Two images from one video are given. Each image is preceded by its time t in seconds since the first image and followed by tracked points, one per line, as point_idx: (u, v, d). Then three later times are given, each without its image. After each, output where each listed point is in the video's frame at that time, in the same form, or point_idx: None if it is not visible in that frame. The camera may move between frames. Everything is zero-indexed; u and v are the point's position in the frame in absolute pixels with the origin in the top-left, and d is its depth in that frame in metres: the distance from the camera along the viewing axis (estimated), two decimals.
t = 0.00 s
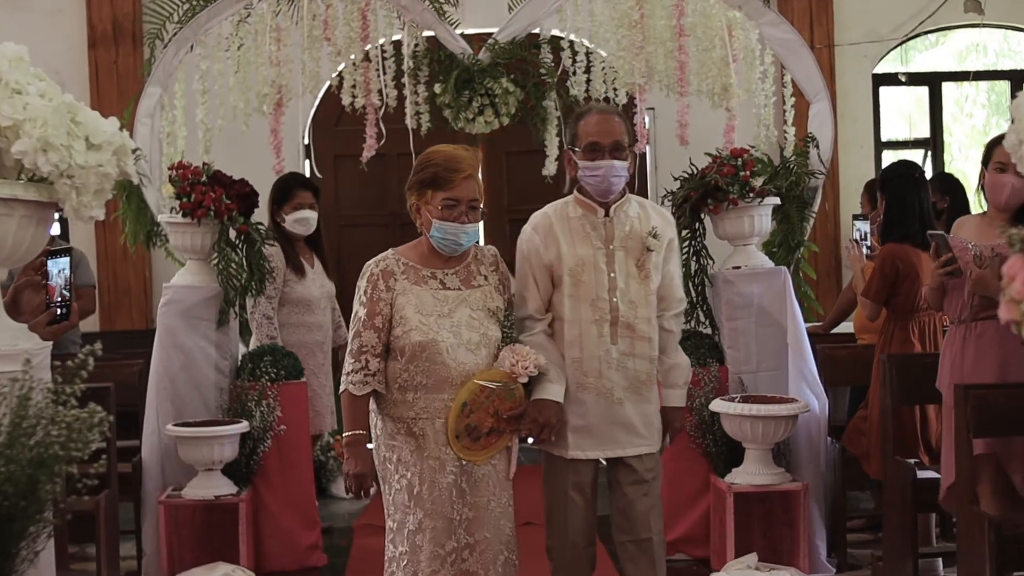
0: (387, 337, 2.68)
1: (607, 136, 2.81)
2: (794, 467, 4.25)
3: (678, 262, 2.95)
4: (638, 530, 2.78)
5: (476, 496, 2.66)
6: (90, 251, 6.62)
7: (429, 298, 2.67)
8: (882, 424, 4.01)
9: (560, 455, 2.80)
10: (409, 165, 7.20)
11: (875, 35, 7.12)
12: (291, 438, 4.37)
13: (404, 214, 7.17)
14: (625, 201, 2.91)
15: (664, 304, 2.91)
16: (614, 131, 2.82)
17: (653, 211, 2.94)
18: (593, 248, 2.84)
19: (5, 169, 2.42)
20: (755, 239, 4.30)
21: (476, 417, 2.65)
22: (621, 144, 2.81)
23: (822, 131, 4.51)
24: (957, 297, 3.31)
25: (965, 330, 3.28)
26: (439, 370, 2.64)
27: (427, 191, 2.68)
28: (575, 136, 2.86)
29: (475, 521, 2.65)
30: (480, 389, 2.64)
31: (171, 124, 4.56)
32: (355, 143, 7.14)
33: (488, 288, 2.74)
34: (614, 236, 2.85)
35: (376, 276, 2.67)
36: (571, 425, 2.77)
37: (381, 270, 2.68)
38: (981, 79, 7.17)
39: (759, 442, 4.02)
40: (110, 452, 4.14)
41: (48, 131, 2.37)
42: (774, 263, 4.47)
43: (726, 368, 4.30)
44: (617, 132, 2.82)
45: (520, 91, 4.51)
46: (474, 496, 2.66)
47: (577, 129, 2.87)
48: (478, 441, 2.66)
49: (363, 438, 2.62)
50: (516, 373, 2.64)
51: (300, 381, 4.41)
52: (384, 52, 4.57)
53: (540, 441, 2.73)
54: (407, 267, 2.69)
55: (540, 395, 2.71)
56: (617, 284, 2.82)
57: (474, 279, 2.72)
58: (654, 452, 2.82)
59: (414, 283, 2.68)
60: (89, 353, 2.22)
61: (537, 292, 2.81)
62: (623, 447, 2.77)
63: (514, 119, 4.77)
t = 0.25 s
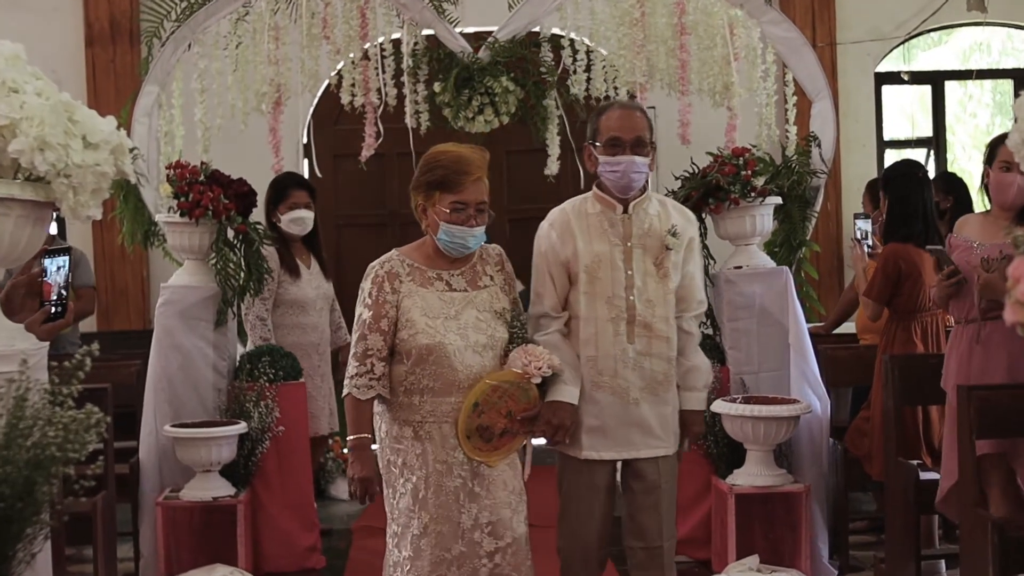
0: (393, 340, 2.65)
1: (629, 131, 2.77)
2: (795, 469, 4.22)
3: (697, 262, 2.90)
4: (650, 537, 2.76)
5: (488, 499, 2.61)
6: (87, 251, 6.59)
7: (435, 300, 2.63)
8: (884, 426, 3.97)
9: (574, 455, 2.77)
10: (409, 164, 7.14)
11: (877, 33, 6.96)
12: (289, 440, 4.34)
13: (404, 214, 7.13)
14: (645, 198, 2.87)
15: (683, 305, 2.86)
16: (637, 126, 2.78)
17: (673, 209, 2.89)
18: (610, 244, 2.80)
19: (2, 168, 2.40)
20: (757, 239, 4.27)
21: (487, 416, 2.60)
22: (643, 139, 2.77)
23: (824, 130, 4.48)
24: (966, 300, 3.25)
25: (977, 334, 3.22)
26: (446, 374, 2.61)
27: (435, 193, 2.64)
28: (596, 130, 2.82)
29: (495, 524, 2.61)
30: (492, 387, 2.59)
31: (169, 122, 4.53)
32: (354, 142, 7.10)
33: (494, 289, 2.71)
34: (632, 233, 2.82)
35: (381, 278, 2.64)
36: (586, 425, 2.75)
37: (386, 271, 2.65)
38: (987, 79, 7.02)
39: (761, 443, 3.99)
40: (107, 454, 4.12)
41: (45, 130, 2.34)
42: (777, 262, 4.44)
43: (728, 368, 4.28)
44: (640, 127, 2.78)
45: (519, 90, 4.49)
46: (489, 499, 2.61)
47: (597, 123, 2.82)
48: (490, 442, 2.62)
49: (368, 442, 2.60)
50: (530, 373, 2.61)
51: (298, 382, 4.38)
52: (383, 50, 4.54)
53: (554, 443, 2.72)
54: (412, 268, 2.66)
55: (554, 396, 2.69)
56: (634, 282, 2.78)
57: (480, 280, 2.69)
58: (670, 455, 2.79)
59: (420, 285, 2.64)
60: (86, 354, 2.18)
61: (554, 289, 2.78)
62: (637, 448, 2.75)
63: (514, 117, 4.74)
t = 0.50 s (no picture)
0: (407, 338, 2.63)
1: (646, 128, 2.73)
2: (796, 471, 4.19)
3: (714, 261, 2.84)
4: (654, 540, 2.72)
5: (501, 501, 2.59)
6: (84, 250, 6.56)
7: (449, 298, 2.61)
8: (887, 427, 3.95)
9: (583, 457, 2.71)
10: (408, 164, 7.11)
11: (879, 32, 6.91)
12: (288, 441, 4.30)
13: (404, 213, 7.10)
14: (660, 197, 2.82)
15: (698, 305, 2.81)
16: (655, 123, 2.74)
17: (688, 208, 2.84)
18: (625, 242, 2.75)
19: None
20: (758, 239, 4.25)
21: (493, 419, 2.60)
22: (660, 136, 2.73)
23: (827, 128, 4.45)
24: (978, 301, 3.17)
25: (989, 335, 3.14)
26: (459, 373, 2.59)
27: (451, 192, 2.61)
28: (613, 126, 2.79)
29: (506, 527, 2.58)
30: (496, 390, 2.59)
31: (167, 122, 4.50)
32: (353, 142, 7.08)
33: (510, 288, 2.69)
34: (646, 231, 2.76)
35: (395, 277, 2.62)
36: (595, 425, 2.70)
37: (399, 267, 2.63)
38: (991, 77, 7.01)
39: (762, 445, 3.97)
40: (104, 455, 4.09)
41: (42, 129, 2.32)
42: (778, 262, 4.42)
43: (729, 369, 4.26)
44: (657, 124, 2.75)
45: (519, 89, 4.46)
46: (501, 502, 2.59)
47: (614, 119, 2.79)
48: (498, 445, 2.60)
49: (385, 442, 2.58)
50: (533, 374, 2.58)
51: (297, 384, 4.33)
52: (382, 49, 4.51)
53: (563, 444, 2.67)
54: (426, 266, 2.64)
55: (560, 396, 2.66)
56: (648, 281, 2.73)
57: (494, 280, 2.67)
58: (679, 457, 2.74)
59: (434, 283, 2.62)
60: (84, 353, 2.14)
61: (565, 287, 2.73)
62: (646, 450, 2.70)
63: (515, 116, 4.72)
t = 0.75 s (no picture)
0: (422, 335, 2.60)
1: (656, 128, 2.64)
2: (800, 472, 4.16)
3: (719, 263, 2.74)
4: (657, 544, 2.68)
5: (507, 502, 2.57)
6: (82, 250, 6.55)
7: (465, 294, 2.59)
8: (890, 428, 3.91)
9: (586, 460, 2.61)
10: (407, 164, 7.09)
11: (882, 30, 6.88)
12: (288, 442, 4.27)
13: (404, 213, 7.07)
14: (667, 197, 2.71)
15: (703, 308, 2.72)
16: (664, 123, 2.64)
17: (696, 209, 2.74)
18: (632, 243, 2.66)
19: None
20: (760, 238, 4.22)
21: (498, 423, 2.56)
22: (670, 136, 2.64)
23: (829, 127, 4.43)
24: (993, 301, 3.14)
25: (1006, 334, 3.12)
26: (474, 370, 2.57)
27: (464, 188, 2.59)
28: (621, 125, 2.69)
29: (512, 529, 2.57)
30: (497, 394, 2.55)
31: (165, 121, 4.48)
32: (353, 141, 7.05)
33: (527, 285, 2.66)
34: (653, 232, 2.67)
35: (412, 272, 2.59)
36: (598, 429, 2.60)
37: (415, 263, 2.61)
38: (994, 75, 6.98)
39: (764, 446, 3.94)
40: (102, 456, 4.07)
41: (39, 128, 2.28)
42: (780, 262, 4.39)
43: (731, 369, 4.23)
44: (667, 124, 2.65)
45: (519, 88, 4.45)
46: (507, 505, 2.57)
47: (623, 119, 2.68)
48: (504, 450, 2.57)
49: (402, 441, 2.54)
50: (538, 377, 2.51)
51: (296, 384, 4.28)
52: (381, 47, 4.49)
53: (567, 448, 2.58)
54: (442, 263, 2.62)
55: (564, 399, 2.56)
56: (654, 283, 2.64)
57: (511, 277, 2.64)
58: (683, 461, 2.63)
59: (449, 279, 2.60)
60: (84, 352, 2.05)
61: (571, 288, 2.64)
62: (650, 455, 2.59)
63: (514, 115, 4.70)
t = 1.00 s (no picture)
0: (430, 337, 2.58)
1: (654, 129, 2.59)
2: (801, 473, 4.14)
3: (720, 263, 2.70)
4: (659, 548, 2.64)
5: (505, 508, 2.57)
6: (79, 250, 6.52)
7: (473, 297, 2.56)
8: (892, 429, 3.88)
9: (588, 466, 2.57)
10: (406, 164, 7.07)
11: (884, 29, 6.87)
12: (288, 444, 4.25)
13: (403, 213, 7.04)
14: (667, 197, 2.68)
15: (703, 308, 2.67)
16: (662, 124, 2.60)
17: (695, 208, 2.70)
18: (631, 246, 2.62)
19: None
20: (761, 238, 4.19)
21: (498, 430, 2.54)
22: (668, 138, 2.59)
23: (830, 127, 4.42)
24: (1005, 301, 3.13)
25: (1018, 336, 3.12)
26: (479, 373, 2.55)
27: (470, 188, 2.57)
28: (618, 125, 2.64)
29: (513, 534, 2.56)
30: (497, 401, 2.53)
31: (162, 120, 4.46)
32: (352, 141, 7.01)
33: (538, 287, 2.64)
34: (653, 233, 2.63)
35: (421, 272, 2.58)
36: (601, 435, 2.56)
37: (424, 265, 2.59)
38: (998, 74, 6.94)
39: (766, 447, 3.91)
40: (99, 457, 4.04)
41: (36, 128, 2.26)
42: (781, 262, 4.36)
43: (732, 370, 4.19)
44: (664, 125, 2.60)
45: (519, 86, 4.43)
46: (508, 510, 2.56)
47: (619, 119, 2.63)
48: (504, 457, 2.55)
49: (411, 443, 2.53)
50: (540, 384, 2.50)
51: (294, 385, 4.25)
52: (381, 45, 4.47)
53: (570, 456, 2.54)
54: (450, 264, 2.60)
55: (566, 406, 2.52)
56: (655, 285, 2.60)
57: (522, 279, 2.62)
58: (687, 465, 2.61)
59: (458, 281, 2.57)
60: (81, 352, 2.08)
61: (571, 291, 2.60)
62: (653, 459, 2.57)
63: (514, 114, 4.67)
